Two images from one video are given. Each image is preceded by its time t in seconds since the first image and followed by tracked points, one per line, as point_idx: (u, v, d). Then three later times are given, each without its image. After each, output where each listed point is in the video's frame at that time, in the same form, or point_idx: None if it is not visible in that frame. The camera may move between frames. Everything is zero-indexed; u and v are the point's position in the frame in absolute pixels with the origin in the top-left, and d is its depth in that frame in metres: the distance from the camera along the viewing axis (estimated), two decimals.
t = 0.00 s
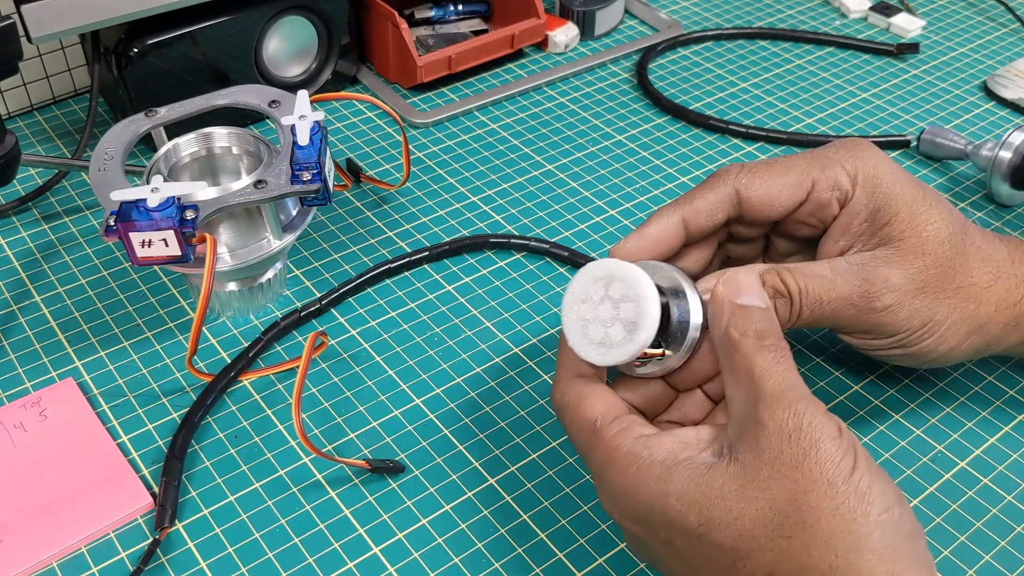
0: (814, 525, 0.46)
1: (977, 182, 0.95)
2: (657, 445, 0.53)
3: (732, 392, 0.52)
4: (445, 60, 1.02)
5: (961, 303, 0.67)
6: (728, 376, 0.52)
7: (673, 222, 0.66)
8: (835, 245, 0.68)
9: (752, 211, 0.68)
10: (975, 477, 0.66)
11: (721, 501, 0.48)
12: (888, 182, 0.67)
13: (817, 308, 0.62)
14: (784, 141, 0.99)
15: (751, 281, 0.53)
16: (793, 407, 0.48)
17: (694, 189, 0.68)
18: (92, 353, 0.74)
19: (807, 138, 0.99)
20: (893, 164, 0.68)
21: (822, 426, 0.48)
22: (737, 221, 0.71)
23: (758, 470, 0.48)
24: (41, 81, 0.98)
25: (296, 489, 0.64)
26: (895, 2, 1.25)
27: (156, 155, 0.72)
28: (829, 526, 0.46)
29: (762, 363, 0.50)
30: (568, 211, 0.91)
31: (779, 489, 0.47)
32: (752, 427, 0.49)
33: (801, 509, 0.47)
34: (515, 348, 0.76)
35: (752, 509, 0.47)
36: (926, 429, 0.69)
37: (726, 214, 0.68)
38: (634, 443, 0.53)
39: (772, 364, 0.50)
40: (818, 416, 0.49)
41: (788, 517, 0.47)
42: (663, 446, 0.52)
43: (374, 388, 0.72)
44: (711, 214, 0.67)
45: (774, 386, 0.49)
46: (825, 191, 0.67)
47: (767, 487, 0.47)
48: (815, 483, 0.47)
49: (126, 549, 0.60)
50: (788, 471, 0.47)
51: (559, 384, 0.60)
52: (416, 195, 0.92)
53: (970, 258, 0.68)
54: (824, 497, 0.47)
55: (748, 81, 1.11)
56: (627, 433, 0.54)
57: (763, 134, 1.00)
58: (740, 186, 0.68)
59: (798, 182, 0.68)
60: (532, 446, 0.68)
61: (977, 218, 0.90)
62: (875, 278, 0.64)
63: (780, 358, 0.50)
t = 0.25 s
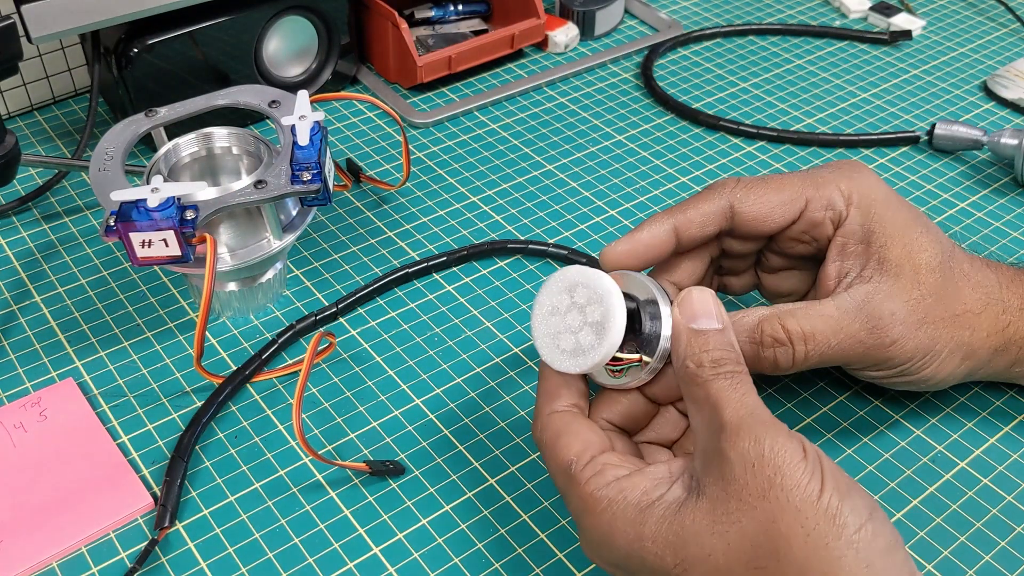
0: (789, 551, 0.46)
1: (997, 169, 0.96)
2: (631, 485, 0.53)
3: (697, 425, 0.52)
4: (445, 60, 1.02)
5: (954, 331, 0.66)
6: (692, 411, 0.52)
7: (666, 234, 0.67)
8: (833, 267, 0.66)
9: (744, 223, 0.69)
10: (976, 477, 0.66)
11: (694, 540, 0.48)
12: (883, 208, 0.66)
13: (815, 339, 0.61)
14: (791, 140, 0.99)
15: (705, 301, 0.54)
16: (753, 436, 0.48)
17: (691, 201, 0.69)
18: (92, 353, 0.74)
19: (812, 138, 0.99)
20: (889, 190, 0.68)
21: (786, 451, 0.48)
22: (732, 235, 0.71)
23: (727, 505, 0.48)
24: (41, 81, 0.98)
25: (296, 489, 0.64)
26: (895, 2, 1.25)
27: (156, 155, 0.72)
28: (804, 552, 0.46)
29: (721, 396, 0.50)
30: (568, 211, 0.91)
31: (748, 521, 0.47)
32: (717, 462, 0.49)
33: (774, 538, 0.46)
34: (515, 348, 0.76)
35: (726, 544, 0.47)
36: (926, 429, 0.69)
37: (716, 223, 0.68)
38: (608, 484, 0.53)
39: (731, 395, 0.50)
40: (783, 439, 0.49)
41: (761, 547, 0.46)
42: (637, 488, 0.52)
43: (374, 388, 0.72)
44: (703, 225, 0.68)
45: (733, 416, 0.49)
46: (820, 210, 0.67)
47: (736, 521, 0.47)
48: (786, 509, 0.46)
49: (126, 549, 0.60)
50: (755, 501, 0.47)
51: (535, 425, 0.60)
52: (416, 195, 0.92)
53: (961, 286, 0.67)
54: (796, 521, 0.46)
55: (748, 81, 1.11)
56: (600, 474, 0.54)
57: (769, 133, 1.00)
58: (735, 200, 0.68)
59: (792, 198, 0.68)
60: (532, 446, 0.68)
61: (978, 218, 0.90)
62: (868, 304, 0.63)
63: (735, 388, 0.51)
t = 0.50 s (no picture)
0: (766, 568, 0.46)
1: (993, 171, 0.96)
2: (611, 501, 0.53)
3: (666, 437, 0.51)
4: (445, 60, 1.02)
5: (956, 342, 0.66)
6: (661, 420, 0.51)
7: (699, 241, 0.65)
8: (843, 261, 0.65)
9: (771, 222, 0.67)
10: (975, 477, 0.66)
11: (670, 561, 0.48)
12: (906, 211, 0.65)
13: (819, 342, 0.61)
14: (791, 140, 0.99)
15: (660, 302, 0.51)
16: (721, 455, 0.47)
17: (716, 206, 0.67)
18: (92, 353, 0.74)
19: (812, 138, 0.99)
20: (914, 189, 0.66)
21: (755, 466, 0.47)
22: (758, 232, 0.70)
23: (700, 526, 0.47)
24: (41, 81, 0.98)
25: (296, 489, 0.64)
26: (895, 3, 1.25)
27: (157, 155, 0.72)
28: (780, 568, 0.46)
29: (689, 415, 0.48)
30: (568, 211, 0.91)
31: (721, 543, 0.47)
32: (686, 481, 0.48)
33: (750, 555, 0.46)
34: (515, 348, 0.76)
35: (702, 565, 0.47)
36: (926, 429, 0.69)
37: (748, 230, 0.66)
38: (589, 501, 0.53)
39: (697, 408, 0.48)
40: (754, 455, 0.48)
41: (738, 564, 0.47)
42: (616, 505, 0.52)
43: (374, 388, 0.72)
44: (737, 232, 0.66)
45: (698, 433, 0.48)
46: (841, 207, 0.66)
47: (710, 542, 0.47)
48: (760, 526, 0.46)
49: (126, 549, 0.60)
50: (728, 523, 0.47)
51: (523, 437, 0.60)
52: (416, 195, 0.92)
53: (970, 295, 0.66)
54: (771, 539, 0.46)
55: (748, 81, 1.11)
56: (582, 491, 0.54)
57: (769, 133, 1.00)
58: (763, 201, 0.66)
59: (820, 197, 0.66)
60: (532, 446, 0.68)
61: (978, 218, 0.90)
62: (875, 309, 0.62)
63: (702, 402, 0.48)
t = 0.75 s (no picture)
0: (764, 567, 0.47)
1: (992, 171, 0.96)
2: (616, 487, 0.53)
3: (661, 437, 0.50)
4: (445, 60, 1.02)
5: (970, 390, 0.65)
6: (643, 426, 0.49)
7: (754, 260, 0.54)
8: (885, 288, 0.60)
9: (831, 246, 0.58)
10: (976, 477, 0.66)
11: (671, 555, 0.49)
12: (975, 259, 0.58)
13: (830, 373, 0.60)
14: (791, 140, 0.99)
15: (611, 318, 0.46)
16: (712, 462, 0.47)
17: (783, 210, 0.55)
18: (92, 353, 0.74)
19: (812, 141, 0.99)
20: (992, 225, 0.58)
21: (749, 472, 0.47)
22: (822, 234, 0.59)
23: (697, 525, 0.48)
24: (41, 81, 0.98)
25: (296, 489, 0.64)
26: (895, 2, 1.25)
27: (157, 155, 0.72)
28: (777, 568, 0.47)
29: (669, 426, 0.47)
30: (568, 211, 0.91)
31: (720, 544, 0.47)
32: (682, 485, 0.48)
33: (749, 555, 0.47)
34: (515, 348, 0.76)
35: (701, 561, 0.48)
36: (926, 429, 0.69)
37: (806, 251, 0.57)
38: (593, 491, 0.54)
39: (676, 420, 0.46)
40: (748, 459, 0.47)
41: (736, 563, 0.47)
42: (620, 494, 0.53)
43: (374, 388, 0.72)
44: (800, 246, 0.55)
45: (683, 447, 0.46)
46: (914, 244, 0.57)
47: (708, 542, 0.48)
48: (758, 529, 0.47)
49: (126, 549, 0.60)
50: (725, 527, 0.47)
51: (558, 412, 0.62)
52: (416, 195, 0.92)
53: (1001, 350, 0.64)
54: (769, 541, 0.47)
55: (748, 81, 1.11)
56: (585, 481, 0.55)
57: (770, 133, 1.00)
58: (836, 221, 0.56)
59: (897, 227, 0.56)
60: (532, 446, 0.68)
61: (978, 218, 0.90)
62: (897, 352, 0.60)
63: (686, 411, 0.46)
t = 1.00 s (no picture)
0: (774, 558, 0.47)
1: (992, 172, 0.96)
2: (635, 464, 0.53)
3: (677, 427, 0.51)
4: (445, 60, 1.02)
5: (970, 406, 0.65)
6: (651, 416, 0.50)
7: (768, 289, 0.52)
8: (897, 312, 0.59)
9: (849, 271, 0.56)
10: (976, 477, 0.66)
11: (681, 537, 0.50)
12: (995, 291, 0.58)
13: (834, 391, 0.60)
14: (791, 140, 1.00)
15: (611, 321, 0.49)
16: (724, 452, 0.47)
17: (803, 238, 0.53)
18: (92, 353, 0.74)
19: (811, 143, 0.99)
20: (1016, 257, 0.57)
21: (761, 466, 0.47)
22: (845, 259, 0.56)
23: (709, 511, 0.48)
24: (41, 81, 0.98)
25: (296, 489, 0.64)
26: (895, 2, 1.25)
27: (157, 155, 0.72)
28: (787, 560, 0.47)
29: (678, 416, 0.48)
30: (568, 211, 0.91)
31: (731, 532, 0.48)
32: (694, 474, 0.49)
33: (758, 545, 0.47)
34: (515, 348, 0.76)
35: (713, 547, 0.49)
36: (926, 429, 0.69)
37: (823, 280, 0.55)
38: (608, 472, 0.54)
39: (689, 412, 0.47)
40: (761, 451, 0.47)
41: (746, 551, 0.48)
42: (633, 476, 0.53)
43: (374, 387, 0.72)
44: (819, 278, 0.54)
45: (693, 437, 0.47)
46: (936, 277, 0.56)
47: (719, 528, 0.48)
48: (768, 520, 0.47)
49: (126, 549, 0.60)
50: (735, 515, 0.47)
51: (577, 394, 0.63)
52: (416, 195, 0.92)
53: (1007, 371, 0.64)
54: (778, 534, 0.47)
55: (748, 81, 1.11)
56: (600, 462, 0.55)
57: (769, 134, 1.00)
58: (859, 251, 0.54)
59: (921, 262, 0.55)
60: (532, 446, 0.68)
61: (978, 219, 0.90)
62: (904, 373, 0.60)
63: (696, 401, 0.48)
